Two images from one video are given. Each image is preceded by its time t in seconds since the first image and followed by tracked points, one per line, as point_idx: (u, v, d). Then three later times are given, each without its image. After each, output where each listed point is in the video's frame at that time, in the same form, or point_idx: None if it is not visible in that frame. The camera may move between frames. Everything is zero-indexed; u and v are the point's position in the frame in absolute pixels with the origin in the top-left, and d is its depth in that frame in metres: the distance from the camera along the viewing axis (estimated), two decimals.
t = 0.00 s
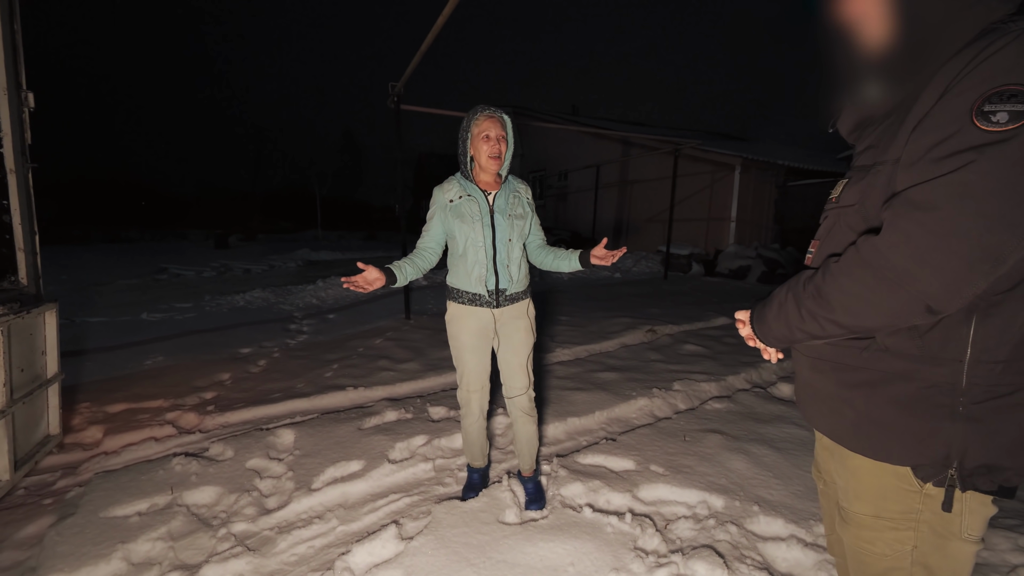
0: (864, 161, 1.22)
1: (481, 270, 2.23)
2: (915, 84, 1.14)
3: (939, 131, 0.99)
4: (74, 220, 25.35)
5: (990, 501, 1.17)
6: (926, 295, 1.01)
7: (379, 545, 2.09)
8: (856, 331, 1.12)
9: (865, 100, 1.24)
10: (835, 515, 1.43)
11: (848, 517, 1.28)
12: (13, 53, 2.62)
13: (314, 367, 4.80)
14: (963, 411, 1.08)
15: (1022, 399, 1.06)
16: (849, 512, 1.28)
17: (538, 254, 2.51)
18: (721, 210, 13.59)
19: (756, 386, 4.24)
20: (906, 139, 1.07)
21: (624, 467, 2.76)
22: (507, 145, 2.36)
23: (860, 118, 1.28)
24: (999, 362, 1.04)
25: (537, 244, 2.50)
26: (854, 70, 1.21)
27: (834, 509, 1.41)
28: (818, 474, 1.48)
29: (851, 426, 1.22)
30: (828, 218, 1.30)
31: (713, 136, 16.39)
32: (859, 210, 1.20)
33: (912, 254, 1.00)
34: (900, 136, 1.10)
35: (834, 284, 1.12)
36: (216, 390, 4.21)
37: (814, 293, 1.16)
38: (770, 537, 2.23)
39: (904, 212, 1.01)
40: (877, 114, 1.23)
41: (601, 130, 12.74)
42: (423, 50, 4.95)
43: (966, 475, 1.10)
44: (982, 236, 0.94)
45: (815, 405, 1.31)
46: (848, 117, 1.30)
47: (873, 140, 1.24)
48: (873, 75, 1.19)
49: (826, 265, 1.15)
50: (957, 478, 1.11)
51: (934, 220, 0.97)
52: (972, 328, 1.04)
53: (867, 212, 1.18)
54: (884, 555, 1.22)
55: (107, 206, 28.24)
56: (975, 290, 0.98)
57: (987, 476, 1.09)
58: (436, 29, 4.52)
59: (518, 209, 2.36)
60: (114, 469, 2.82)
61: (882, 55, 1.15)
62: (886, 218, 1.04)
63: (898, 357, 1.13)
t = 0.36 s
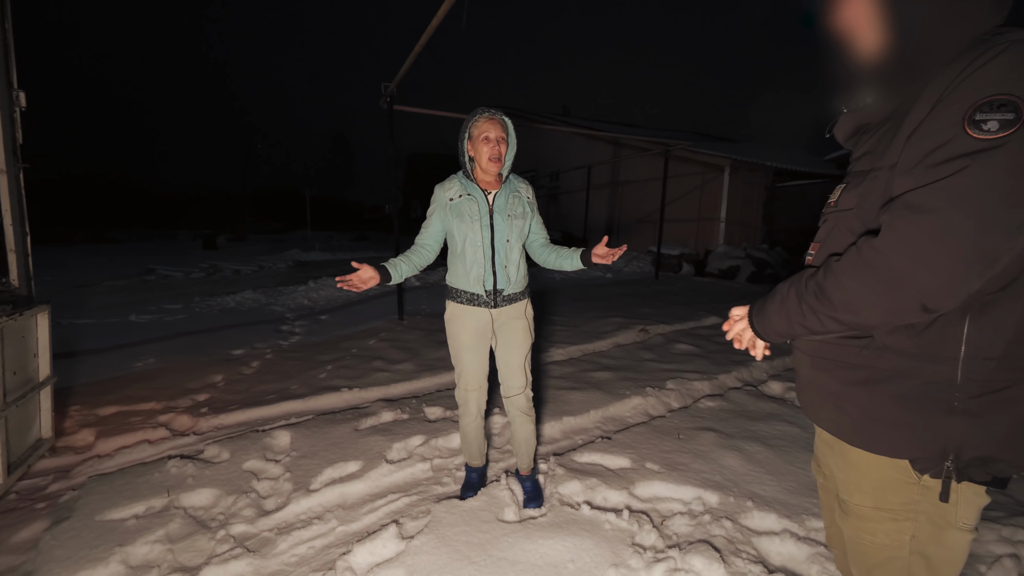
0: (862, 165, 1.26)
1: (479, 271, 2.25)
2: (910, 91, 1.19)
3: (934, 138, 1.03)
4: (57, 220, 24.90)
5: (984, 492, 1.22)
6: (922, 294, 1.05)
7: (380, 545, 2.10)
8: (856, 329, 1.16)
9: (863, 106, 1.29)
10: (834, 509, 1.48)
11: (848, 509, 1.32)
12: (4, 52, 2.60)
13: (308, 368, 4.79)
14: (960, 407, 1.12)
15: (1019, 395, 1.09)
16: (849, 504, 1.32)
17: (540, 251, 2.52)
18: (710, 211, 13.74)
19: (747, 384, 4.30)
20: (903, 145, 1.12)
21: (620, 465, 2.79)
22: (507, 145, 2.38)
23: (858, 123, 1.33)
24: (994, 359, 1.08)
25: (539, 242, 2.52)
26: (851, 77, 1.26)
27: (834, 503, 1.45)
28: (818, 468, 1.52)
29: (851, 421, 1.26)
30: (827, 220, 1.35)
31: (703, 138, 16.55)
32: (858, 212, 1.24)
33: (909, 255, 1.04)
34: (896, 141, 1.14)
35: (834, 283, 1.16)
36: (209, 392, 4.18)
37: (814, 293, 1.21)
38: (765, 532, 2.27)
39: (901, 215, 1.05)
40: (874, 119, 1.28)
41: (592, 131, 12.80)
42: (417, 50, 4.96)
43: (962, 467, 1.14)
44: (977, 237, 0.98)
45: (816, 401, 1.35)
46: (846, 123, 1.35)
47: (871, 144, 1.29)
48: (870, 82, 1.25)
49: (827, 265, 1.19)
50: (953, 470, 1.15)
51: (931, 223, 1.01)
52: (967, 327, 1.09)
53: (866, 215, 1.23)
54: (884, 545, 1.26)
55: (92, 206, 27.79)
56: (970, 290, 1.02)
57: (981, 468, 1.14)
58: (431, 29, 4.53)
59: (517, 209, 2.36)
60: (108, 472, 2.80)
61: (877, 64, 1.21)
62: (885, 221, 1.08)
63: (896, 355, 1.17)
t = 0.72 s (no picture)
0: (858, 169, 1.28)
1: (477, 272, 2.26)
2: (905, 95, 1.20)
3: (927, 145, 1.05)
4: (46, 220, 24.60)
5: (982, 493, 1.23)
6: (916, 299, 1.07)
7: (379, 546, 2.11)
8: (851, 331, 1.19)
9: (860, 108, 1.31)
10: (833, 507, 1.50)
11: (847, 506, 1.34)
12: None
13: (303, 369, 4.77)
14: (956, 409, 1.14)
15: (1013, 397, 1.11)
16: (848, 501, 1.34)
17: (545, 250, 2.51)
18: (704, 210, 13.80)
19: (742, 382, 4.34)
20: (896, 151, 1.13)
21: (617, 464, 2.81)
22: (509, 145, 2.38)
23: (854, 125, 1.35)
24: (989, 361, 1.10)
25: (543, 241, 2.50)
26: (847, 80, 1.28)
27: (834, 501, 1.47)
28: (816, 466, 1.55)
29: (849, 421, 1.29)
30: (825, 222, 1.37)
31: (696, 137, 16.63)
32: (854, 216, 1.26)
33: (902, 260, 1.06)
34: (891, 147, 1.16)
35: (830, 287, 1.18)
36: (204, 393, 4.16)
37: (810, 296, 1.23)
38: (761, 529, 2.30)
39: (895, 221, 1.07)
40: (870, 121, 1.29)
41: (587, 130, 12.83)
42: (412, 50, 4.95)
43: (960, 467, 1.15)
44: (969, 244, 1.00)
45: (816, 400, 1.38)
46: (842, 125, 1.37)
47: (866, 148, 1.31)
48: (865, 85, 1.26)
49: (823, 269, 1.21)
50: (951, 471, 1.16)
51: (924, 230, 1.02)
52: (962, 330, 1.10)
53: (861, 219, 1.25)
54: (881, 543, 1.28)
55: (82, 206, 27.52)
56: (963, 295, 1.04)
57: (979, 469, 1.15)
58: (426, 28, 4.52)
59: (518, 211, 2.36)
60: (103, 475, 2.78)
61: (871, 69, 1.23)
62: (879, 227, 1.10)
63: (893, 356, 1.19)
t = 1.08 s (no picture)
0: (864, 167, 1.27)
1: (477, 274, 2.24)
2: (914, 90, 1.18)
3: (937, 144, 1.03)
4: (43, 220, 24.48)
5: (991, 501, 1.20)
6: (919, 303, 1.06)
7: (377, 548, 2.09)
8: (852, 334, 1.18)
9: (869, 104, 1.29)
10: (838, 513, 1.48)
11: (852, 513, 1.32)
12: None
13: (301, 369, 4.75)
14: (962, 416, 1.12)
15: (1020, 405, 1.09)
16: (852, 509, 1.32)
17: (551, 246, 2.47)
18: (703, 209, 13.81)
19: (741, 382, 4.33)
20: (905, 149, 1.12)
21: (616, 464, 2.80)
22: (510, 143, 2.35)
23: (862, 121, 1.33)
24: (998, 368, 1.07)
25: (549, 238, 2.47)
26: (856, 74, 1.26)
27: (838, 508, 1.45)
28: (820, 470, 1.53)
29: (851, 427, 1.28)
30: (829, 222, 1.36)
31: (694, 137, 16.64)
32: (859, 217, 1.25)
33: (906, 263, 1.05)
34: (898, 146, 1.14)
35: (831, 290, 1.18)
36: (201, 394, 4.14)
37: (812, 297, 1.23)
38: (761, 530, 2.29)
39: (901, 222, 1.05)
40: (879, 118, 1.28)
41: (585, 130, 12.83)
42: (410, 49, 4.93)
43: (965, 477, 1.13)
44: (977, 248, 0.98)
45: (820, 403, 1.37)
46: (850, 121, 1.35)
47: (874, 145, 1.29)
48: (874, 80, 1.25)
49: (825, 270, 1.21)
50: (957, 480, 1.14)
51: (931, 232, 1.01)
52: (970, 336, 1.08)
53: (865, 220, 1.24)
54: (886, 551, 1.26)
55: (79, 206, 27.43)
56: (969, 301, 1.02)
57: (986, 478, 1.13)
58: (424, 26, 4.50)
59: (519, 212, 2.33)
60: (98, 477, 2.75)
61: (882, 63, 1.21)
62: (884, 228, 1.09)
63: (897, 362, 1.18)
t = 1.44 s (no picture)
0: (885, 157, 1.21)
1: (468, 276, 2.19)
2: (939, 71, 1.13)
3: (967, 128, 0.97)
4: (42, 219, 24.42)
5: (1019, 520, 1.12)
6: (943, 304, 1.00)
7: (369, 554, 2.03)
8: (867, 336, 1.12)
9: (889, 88, 1.23)
10: (849, 528, 1.41)
11: (864, 530, 1.26)
12: None
13: (297, 369, 4.68)
14: (989, 429, 1.06)
15: None
16: (865, 525, 1.26)
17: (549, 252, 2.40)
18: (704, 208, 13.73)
19: (743, 382, 4.26)
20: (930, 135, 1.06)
21: (616, 467, 2.73)
22: (505, 144, 2.28)
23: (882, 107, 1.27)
24: None
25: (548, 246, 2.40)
26: (878, 54, 1.20)
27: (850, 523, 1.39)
28: (829, 481, 1.47)
29: (866, 437, 1.22)
30: (843, 215, 1.31)
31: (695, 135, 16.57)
32: (878, 210, 1.19)
33: (928, 259, 0.98)
34: (923, 131, 1.08)
35: (846, 287, 1.11)
36: (195, 395, 4.07)
37: (824, 295, 1.16)
38: (766, 535, 2.23)
39: (925, 213, 0.99)
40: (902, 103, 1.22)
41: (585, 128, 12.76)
42: (407, 44, 4.86)
43: (992, 496, 1.07)
44: (1009, 244, 0.92)
45: (832, 410, 1.31)
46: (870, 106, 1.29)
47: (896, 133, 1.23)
48: (899, 61, 1.18)
49: (838, 267, 1.14)
50: (984, 499, 1.08)
51: (958, 225, 0.95)
52: (1000, 341, 1.01)
53: (884, 212, 1.18)
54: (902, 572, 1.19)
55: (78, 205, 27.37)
56: (999, 301, 0.95)
57: (1014, 496, 1.07)
58: (421, 21, 4.43)
59: (513, 215, 2.26)
60: (86, 480, 2.69)
61: (908, 42, 1.14)
62: (905, 219, 1.02)
63: (916, 368, 1.12)
